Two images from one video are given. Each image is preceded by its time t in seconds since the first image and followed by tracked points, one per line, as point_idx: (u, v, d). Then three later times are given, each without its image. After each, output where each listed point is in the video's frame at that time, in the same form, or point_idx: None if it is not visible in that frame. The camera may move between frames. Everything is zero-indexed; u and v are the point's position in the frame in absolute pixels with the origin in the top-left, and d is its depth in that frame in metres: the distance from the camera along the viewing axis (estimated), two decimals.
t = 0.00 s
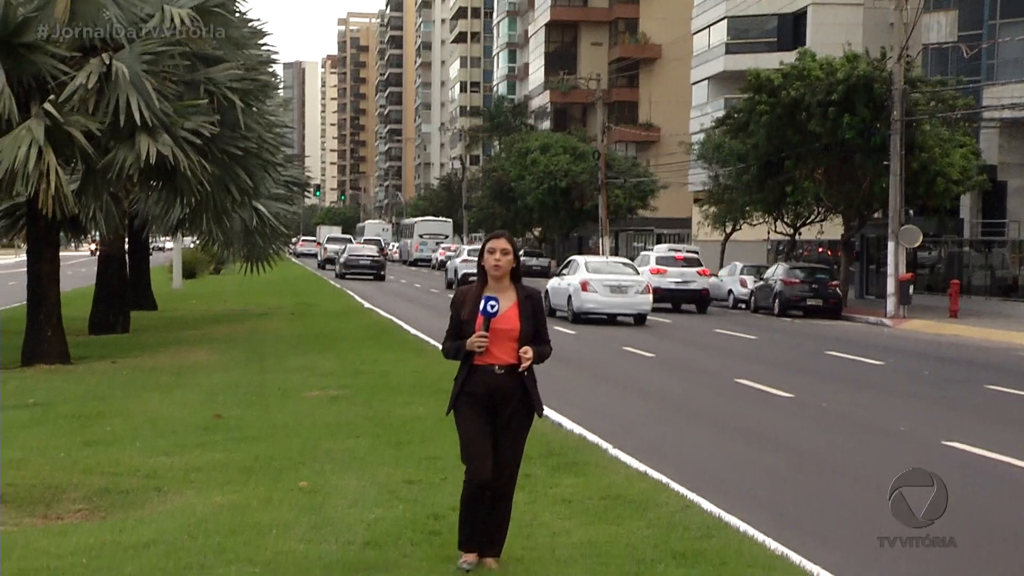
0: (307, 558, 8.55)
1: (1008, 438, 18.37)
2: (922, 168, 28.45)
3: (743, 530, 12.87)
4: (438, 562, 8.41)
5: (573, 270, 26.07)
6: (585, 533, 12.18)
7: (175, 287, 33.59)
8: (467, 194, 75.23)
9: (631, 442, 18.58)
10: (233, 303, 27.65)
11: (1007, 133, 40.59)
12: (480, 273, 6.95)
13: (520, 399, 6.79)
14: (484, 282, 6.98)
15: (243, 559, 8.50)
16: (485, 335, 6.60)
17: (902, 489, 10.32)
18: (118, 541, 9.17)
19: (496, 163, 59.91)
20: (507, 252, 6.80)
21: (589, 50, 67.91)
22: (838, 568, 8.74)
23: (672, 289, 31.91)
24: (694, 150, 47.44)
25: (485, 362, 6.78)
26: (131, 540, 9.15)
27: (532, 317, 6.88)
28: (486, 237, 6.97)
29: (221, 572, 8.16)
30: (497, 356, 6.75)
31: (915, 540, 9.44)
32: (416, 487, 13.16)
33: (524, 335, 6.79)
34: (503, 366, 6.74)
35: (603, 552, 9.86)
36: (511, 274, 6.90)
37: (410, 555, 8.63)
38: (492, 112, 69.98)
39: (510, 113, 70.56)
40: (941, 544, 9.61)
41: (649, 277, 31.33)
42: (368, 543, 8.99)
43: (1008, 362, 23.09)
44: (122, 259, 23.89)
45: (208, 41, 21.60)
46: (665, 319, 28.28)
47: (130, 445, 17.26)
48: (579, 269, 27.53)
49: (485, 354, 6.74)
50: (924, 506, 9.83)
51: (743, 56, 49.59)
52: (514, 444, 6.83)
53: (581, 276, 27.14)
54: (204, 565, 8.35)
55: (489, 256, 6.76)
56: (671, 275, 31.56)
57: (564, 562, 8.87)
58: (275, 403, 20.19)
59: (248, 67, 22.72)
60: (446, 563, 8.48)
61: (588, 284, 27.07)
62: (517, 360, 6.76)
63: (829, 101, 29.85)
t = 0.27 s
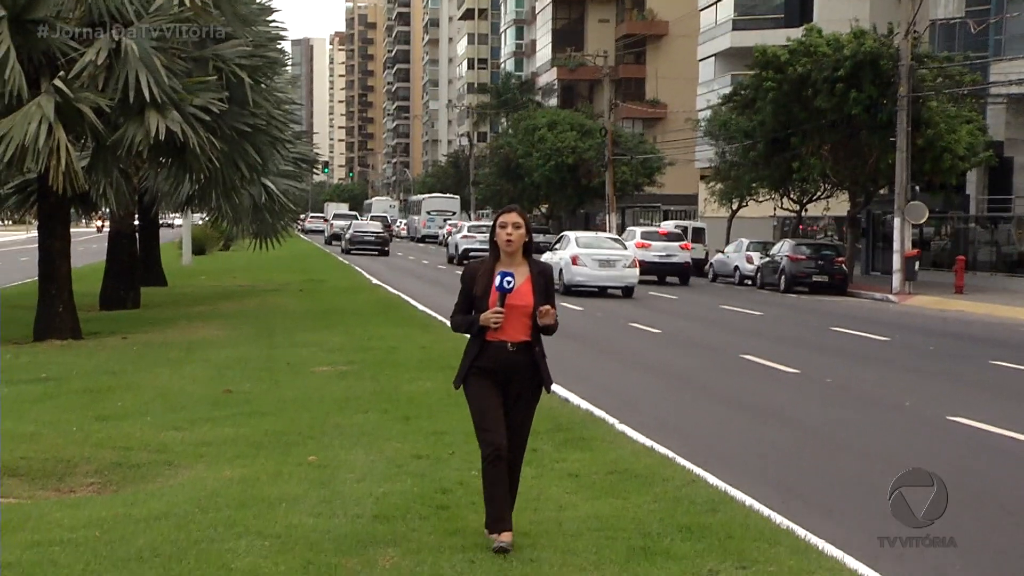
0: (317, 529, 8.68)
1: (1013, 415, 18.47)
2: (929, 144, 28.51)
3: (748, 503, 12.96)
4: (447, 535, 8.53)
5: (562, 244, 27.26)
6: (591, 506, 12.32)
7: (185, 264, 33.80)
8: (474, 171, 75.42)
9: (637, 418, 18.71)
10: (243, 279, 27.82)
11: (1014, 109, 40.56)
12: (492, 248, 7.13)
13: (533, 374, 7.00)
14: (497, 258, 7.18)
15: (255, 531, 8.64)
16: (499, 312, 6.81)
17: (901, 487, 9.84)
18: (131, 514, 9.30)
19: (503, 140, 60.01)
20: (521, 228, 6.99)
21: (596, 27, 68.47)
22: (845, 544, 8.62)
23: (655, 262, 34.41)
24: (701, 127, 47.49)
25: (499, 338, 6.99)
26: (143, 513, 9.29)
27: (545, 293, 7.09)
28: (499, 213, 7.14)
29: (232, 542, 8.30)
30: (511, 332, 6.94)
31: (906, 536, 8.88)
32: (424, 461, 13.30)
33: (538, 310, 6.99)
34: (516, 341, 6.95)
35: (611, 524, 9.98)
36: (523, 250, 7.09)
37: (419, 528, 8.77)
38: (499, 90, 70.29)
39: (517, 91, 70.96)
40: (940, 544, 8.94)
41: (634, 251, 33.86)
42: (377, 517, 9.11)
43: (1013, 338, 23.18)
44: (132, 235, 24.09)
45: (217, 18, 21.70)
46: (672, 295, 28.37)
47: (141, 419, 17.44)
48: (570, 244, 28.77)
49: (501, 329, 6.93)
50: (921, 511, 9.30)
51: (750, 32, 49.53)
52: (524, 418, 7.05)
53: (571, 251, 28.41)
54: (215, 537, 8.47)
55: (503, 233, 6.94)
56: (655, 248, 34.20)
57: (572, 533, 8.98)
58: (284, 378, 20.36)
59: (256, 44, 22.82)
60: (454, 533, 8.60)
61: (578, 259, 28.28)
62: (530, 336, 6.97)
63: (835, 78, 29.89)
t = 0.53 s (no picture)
0: (324, 510, 8.72)
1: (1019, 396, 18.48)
2: (935, 125, 28.50)
3: (753, 485, 12.97)
4: (453, 516, 8.58)
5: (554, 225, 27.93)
6: (596, 487, 12.37)
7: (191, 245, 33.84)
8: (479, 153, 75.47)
9: (643, 400, 18.73)
10: (248, 261, 27.87)
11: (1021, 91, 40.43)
12: (499, 233, 7.23)
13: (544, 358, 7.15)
14: (505, 241, 7.25)
15: (262, 512, 8.67)
16: (514, 299, 6.92)
17: (903, 487, 9.40)
18: (138, 496, 9.34)
19: (508, 122, 59.97)
20: (530, 212, 7.10)
21: (602, 9, 68.85)
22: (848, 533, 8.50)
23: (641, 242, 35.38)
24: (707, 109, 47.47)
25: (510, 323, 7.11)
26: (150, 493, 9.33)
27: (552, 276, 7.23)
28: (504, 197, 7.23)
29: (239, 523, 8.34)
30: (523, 317, 7.07)
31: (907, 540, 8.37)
32: (430, 443, 13.34)
33: (548, 294, 7.14)
34: (528, 325, 7.08)
35: (617, 504, 10.01)
36: (530, 234, 7.21)
37: (425, 509, 8.80)
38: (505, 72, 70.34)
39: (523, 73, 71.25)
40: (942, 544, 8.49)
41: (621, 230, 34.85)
42: (382, 498, 9.15)
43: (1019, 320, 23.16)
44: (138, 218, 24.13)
45: None
46: (677, 278, 28.38)
47: (147, 401, 17.48)
48: (560, 225, 29.53)
49: (513, 314, 7.06)
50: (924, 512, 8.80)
51: (756, 14, 49.41)
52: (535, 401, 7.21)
53: (561, 232, 29.12)
54: (223, 517, 8.51)
55: (515, 220, 7.01)
56: (641, 228, 35.23)
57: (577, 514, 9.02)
58: (290, 361, 20.40)
59: (262, 26, 22.82)
60: (461, 514, 8.64)
61: (568, 239, 29.03)
62: (541, 320, 7.12)
63: (842, 59, 29.90)
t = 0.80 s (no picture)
0: (326, 497, 8.73)
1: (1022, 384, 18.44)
2: (936, 113, 28.49)
3: (754, 474, 12.93)
4: (455, 503, 8.58)
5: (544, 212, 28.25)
6: (597, 475, 12.39)
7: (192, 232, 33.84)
8: (480, 141, 75.47)
9: (643, 388, 18.71)
10: (250, 249, 27.88)
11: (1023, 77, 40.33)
12: (499, 219, 7.31)
13: (547, 343, 7.23)
14: (505, 227, 7.31)
15: (262, 499, 8.69)
16: (518, 283, 6.99)
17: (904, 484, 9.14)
18: (140, 482, 9.36)
19: (508, 110, 59.93)
20: (531, 198, 7.20)
21: None
22: (850, 523, 8.40)
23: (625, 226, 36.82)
24: (708, 96, 47.39)
25: (513, 308, 7.18)
26: (151, 479, 9.34)
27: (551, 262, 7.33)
28: (503, 184, 7.32)
29: (241, 510, 8.35)
30: (527, 302, 7.15)
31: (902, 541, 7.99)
32: (431, 430, 13.35)
33: (550, 280, 7.22)
34: (532, 311, 7.16)
35: (617, 491, 10.00)
36: (529, 221, 7.30)
37: (426, 496, 8.80)
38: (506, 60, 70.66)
39: (523, 60, 71.62)
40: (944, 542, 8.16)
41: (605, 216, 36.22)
42: (383, 486, 9.15)
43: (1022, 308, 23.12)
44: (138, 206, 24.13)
45: None
46: (678, 265, 28.37)
47: (148, 389, 17.50)
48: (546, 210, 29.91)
49: (516, 300, 7.13)
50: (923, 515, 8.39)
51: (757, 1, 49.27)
52: (539, 387, 7.27)
53: (547, 219, 29.49)
54: (224, 504, 8.52)
55: (516, 204, 7.09)
56: (624, 215, 36.60)
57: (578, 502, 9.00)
58: (290, 348, 20.41)
59: (262, 13, 22.79)
60: (462, 501, 8.64)
61: (554, 225, 29.42)
62: (544, 305, 7.20)
63: (843, 46, 29.90)
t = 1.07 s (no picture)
0: (324, 496, 8.58)
1: None
2: (938, 108, 28.41)
3: (756, 472, 12.77)
4: (454, 501, 8.42)
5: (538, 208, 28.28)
6: (597, 473, 12.25)
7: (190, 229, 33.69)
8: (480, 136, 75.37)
9: (644, 385, 18.56)
10: (248, 245, 27.74)
11: None
12: (497, 216, 7.19)
13: (548, 341, 7.10)
14: (502, 225, 7.19)
15: (261, 497, 8.53)
16: (517, 283, 6.87)
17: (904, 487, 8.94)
18: (137, 480, 9.20)
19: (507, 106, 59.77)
20: (528, 194, 7.07)
21: None
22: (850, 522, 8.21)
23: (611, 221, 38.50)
24: (709, 91, 47.25)
25: (513, 307, 7.05)
26: (148, 478, 9.19)
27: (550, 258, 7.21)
28: (500, 180, 7.20)
29: (239, 508, 8.20)
30: (526, 300, 7.02)
31: (902, 541, 7.76)
32: (431, 428, 13.19)
33: (549, 277, 7.09)
34: (531, 309, 7.03)
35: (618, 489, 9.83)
36: (527, 217, 7.17)
37: (425, 495, 8.64)
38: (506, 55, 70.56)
39: (523, 55, 71.64)
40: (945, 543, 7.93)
41: (590, 213, 38.13)
42: (383, 484, 9.00)
43: None
44: (135, 201, 23.98)
45: None
46: (679, 261, 28.21)
47: (146, 385, 17.35)
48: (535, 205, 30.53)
49: (516, 299, 6.99)
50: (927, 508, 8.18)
51: None
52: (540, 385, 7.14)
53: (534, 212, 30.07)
54: (222, 502, 8.37)
55: (512, 202, 6.97)
56: (608, 210, 38.62)
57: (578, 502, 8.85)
58: (289, 345, 20.26)
59: (259, 7, 22.63)
60: (461, 500, 8.48)
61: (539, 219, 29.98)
62: (544, 303, 7.08)
63: (844, 41, 29.70)
